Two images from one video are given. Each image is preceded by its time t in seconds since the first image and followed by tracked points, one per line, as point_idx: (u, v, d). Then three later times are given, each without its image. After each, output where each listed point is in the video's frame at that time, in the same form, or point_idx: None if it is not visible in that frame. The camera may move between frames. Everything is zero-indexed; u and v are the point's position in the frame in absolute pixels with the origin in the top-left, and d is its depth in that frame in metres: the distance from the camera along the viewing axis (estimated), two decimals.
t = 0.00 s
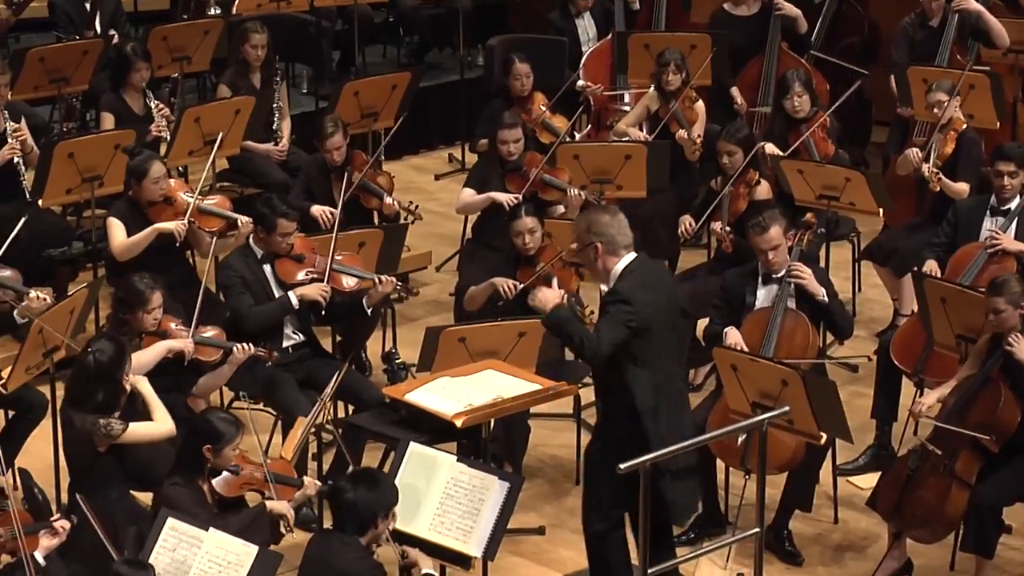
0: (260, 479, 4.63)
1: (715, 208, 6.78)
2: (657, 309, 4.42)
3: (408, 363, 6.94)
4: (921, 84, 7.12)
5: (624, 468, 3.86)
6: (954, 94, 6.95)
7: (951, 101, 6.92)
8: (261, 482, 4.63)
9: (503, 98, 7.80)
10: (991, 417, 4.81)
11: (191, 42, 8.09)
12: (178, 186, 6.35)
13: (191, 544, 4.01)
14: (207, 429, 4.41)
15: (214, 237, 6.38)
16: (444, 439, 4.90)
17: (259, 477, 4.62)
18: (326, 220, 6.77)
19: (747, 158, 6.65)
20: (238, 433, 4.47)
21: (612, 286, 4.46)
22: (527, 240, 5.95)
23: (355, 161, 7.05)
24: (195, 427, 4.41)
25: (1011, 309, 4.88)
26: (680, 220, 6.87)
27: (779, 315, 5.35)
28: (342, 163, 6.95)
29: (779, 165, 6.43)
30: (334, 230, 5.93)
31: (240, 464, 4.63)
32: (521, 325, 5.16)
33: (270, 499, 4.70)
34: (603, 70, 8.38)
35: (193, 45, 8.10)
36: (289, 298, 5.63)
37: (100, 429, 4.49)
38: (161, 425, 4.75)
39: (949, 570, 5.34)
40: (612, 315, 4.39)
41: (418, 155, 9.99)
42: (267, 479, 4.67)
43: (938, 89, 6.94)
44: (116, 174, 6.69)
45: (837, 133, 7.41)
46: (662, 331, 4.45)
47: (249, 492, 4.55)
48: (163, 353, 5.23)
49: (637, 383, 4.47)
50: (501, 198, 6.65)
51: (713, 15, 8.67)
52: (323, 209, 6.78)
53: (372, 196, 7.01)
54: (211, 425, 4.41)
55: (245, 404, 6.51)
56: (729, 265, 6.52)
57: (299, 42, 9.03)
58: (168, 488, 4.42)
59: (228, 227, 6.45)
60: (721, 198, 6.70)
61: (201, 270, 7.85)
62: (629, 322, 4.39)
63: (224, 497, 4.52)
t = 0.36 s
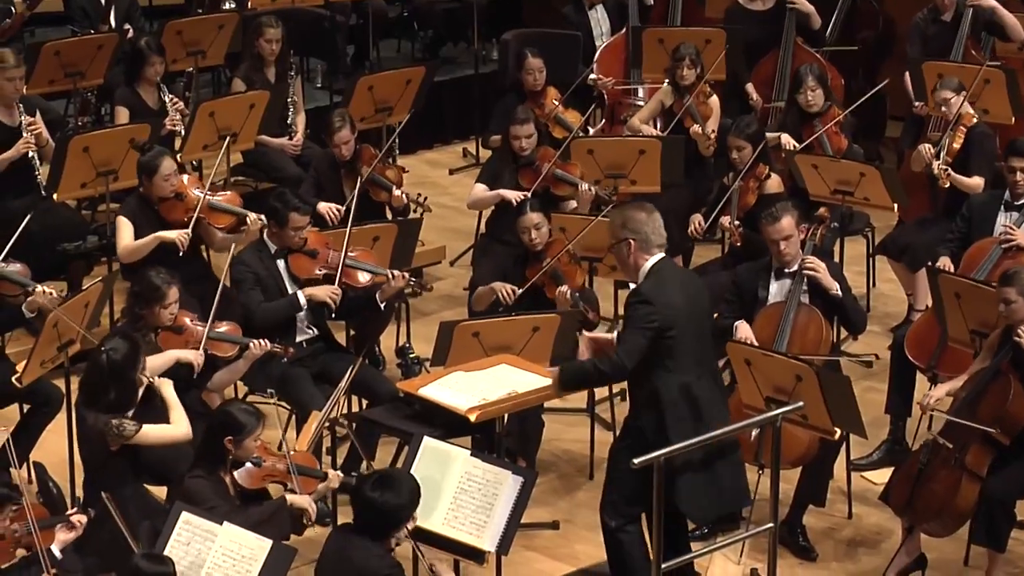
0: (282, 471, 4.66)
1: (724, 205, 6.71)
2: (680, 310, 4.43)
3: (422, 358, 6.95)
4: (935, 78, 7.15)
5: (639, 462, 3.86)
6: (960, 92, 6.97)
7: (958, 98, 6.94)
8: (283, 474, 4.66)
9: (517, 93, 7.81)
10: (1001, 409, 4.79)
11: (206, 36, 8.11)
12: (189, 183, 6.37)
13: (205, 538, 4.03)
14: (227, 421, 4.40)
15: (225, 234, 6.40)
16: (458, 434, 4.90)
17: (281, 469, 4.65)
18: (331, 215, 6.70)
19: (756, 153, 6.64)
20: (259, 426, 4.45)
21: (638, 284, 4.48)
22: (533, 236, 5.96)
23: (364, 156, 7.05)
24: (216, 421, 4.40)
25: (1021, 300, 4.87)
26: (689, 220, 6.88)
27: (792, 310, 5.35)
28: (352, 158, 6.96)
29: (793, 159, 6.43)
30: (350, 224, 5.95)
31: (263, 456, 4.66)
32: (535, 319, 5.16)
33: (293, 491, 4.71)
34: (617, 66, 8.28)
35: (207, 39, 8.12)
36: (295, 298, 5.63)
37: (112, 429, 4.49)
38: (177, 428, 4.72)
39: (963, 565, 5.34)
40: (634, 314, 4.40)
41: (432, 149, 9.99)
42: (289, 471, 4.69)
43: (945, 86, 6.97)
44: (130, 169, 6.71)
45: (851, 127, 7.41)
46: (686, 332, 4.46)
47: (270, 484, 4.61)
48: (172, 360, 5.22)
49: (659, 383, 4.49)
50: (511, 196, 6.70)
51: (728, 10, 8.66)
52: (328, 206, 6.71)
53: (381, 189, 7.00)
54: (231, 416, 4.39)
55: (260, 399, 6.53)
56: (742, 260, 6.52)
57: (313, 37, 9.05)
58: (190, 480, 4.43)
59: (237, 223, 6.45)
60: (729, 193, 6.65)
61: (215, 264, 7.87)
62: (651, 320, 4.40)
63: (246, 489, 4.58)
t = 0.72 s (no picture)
0: (299, 456, 4.60)
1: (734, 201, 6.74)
2: (682, 312, 4.39)
3: (436, 352, 6.97)
4: (951, 73, 7.19)
5: (650, 458, 3.85)
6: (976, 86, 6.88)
7: (970, 92, 6.83)
8: (300, 460, 4.60)
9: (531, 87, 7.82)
10: (1010, 401, 4.77)
11: (220, 31, 8.13)
12: (207, 178, 6.33)
13: (219, 532, 4.05)
14: (239, 409, 4.42)
15: (238, 234, 6.36)
16: (472, 429, 4.92)
17: (298, 455, 4.60)
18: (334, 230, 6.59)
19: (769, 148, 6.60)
20: (272, 410, 4.48)
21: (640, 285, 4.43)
22: (541, 229, 5.90)
23: (374, 152, 7.02)
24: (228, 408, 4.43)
25: None
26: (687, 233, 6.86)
27: (806, 305, 5.34)
28: (363, 154, 6.96)
29: (808, 154, 6.42)
30: (364, 219, 5.91)
31: (278, 442, 4.61)
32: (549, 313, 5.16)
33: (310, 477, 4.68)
34: (632, 63, 8.38)
35: (221, 33, 8.14)
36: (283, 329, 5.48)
37: (113, 428, 4.51)
38: (187, 439, 4.70)
39: (976, 561, 5.33)
40: (636, 316, 4.36)
41: (446, 144, 9.99)
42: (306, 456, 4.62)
43: (959, 80, 6.86)
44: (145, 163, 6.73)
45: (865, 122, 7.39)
46: (688, 334, 4.43)
47: (288, 471, 4.58)
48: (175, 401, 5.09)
49: (658, 383, 4.47)
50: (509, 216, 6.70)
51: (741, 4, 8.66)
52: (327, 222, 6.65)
53: (392, 185, 7.01)
54: (244, 404, 4.42)
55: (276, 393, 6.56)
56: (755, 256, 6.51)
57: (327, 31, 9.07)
58: (207, 472, 4.47)
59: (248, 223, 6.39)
60: (741, 187, 6.65)
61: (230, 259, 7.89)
62: (652, 324, 4.36)
63: (264, 478, 4.58)
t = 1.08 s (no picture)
0: (296, 450, 4.64)
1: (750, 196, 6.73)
2: (688, 311, 4.34)
3: (450, 346, 6.97)
4: (966, 69, 7.20)
5: (665, 454, 3.84)
6: (1005, 80, 6.83)
7: (998, 85, 6.80)
8: (298, 453, 4.64)
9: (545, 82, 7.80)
10: None
11: (235, 25, 8.14)
12: (225, 174, 6.38)
13: (234, 526, 4.06)
14: (235, 402, 4.41)
15: (255, 232, 6.39)
16: (486, 424, 4.92)
17: (296, 449, 4.64)
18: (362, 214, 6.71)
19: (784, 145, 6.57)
20: (268, 405, 4.47)
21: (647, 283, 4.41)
22: (561, 227, 5.92)
23: (395, 146, 6.99)
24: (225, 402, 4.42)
25: None
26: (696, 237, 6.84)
27: (822, 300, 5.34)
28: (383, 147, 6.97)
29: (822, 149, 6.40)
30: (380, 213, 5.92)
31: (274, 437, 4.65)
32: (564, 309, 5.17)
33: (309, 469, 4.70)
34: (645, 58, 8.38)
35: (236, 28, 8.15)
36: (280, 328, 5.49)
37: (116, 420, 4.56)
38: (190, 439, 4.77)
39: (991, 557, 5.32)
40: (639, 316, 4.33)
41: (461, 139, 9.99)
42: (303, 449, 4.67)
43: (988, 72, 6.83)
44: (160, 157, 6.74)
45: (880, 117, 7.37)
46: (695, 335, 4.38)
47: (287, 464, 4.60)
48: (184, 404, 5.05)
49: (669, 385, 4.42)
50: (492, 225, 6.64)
51: None
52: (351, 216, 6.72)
53: (412, 180, 7.00)
54: (239, 398, 4.41)
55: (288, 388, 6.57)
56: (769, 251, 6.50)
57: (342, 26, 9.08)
58: (206, 467, 4.45)
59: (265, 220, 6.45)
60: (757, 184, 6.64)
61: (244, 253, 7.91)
62: (656, 326, 4.32)
63: (265, 471, 4.59)
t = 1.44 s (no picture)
0: (297, 442, 4.66)
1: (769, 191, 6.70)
2: (681, 301, 4.37)
3: (464, 341, 6.98)
4: (981, 64, 7.18)
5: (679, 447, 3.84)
6: None
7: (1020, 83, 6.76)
8: (300, 444, 4.66)
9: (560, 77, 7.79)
10: None
11: (249, 19, 8.15)
12: (243, 165, 6.38)
13: (248, 521, 4.07)
14: (234, 396, 4.39)
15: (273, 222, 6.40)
16: (500, 418, 4.92)
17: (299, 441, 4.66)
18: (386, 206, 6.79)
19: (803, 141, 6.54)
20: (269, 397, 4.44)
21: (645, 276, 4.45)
22: (591, 222, 5.92)
23: (421, 142, 7.02)
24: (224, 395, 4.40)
25: None
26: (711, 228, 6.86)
27: (837, 294, 5.33)
28: (411, 142, 7.00)
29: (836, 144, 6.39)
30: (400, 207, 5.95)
31: (276, 430, 4.67)
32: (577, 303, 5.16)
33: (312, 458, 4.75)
34: (659, 54, 8.36)
35: (251, 22, 8.16)
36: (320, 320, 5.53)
37: (129, 405, 4.58)
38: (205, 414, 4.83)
39: (1006, 553, 5.32)
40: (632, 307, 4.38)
41: (475, 133, 10.00)
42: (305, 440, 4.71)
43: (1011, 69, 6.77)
44: (175, 151, 6.75)
45: (895, 112, 7.35)
46: (692, 324, 4.39)
47: (289, 457, 4.61)
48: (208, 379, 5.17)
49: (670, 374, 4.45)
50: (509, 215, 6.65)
51: None
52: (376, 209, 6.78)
53: (438, 175, 6.98)
54: (240, 392, 4.39)
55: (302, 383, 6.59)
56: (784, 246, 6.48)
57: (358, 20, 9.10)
58: (211, 463, 4.44)
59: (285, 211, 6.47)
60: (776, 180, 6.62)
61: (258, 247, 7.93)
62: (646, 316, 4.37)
63: (268, 464, 4.60)
